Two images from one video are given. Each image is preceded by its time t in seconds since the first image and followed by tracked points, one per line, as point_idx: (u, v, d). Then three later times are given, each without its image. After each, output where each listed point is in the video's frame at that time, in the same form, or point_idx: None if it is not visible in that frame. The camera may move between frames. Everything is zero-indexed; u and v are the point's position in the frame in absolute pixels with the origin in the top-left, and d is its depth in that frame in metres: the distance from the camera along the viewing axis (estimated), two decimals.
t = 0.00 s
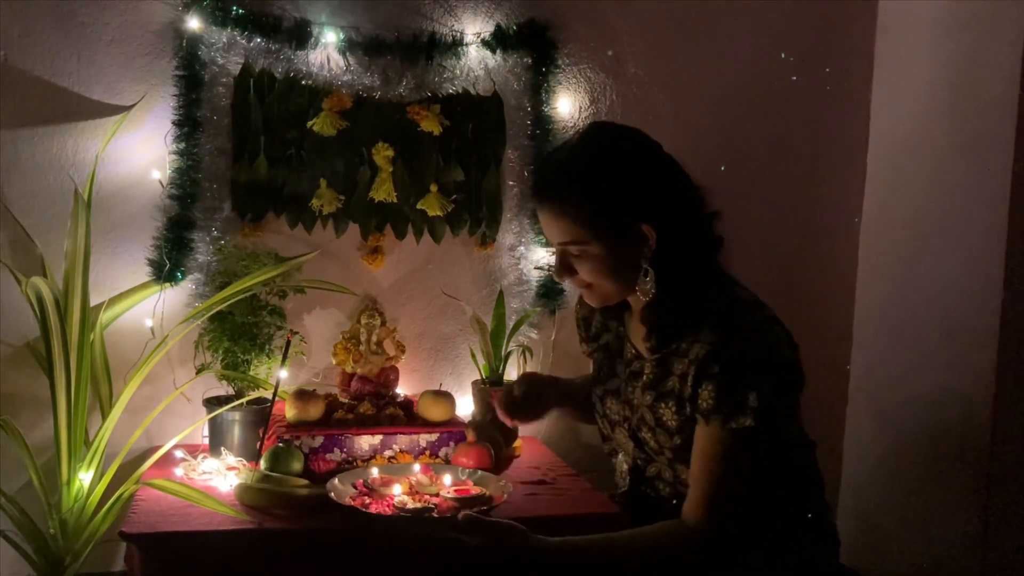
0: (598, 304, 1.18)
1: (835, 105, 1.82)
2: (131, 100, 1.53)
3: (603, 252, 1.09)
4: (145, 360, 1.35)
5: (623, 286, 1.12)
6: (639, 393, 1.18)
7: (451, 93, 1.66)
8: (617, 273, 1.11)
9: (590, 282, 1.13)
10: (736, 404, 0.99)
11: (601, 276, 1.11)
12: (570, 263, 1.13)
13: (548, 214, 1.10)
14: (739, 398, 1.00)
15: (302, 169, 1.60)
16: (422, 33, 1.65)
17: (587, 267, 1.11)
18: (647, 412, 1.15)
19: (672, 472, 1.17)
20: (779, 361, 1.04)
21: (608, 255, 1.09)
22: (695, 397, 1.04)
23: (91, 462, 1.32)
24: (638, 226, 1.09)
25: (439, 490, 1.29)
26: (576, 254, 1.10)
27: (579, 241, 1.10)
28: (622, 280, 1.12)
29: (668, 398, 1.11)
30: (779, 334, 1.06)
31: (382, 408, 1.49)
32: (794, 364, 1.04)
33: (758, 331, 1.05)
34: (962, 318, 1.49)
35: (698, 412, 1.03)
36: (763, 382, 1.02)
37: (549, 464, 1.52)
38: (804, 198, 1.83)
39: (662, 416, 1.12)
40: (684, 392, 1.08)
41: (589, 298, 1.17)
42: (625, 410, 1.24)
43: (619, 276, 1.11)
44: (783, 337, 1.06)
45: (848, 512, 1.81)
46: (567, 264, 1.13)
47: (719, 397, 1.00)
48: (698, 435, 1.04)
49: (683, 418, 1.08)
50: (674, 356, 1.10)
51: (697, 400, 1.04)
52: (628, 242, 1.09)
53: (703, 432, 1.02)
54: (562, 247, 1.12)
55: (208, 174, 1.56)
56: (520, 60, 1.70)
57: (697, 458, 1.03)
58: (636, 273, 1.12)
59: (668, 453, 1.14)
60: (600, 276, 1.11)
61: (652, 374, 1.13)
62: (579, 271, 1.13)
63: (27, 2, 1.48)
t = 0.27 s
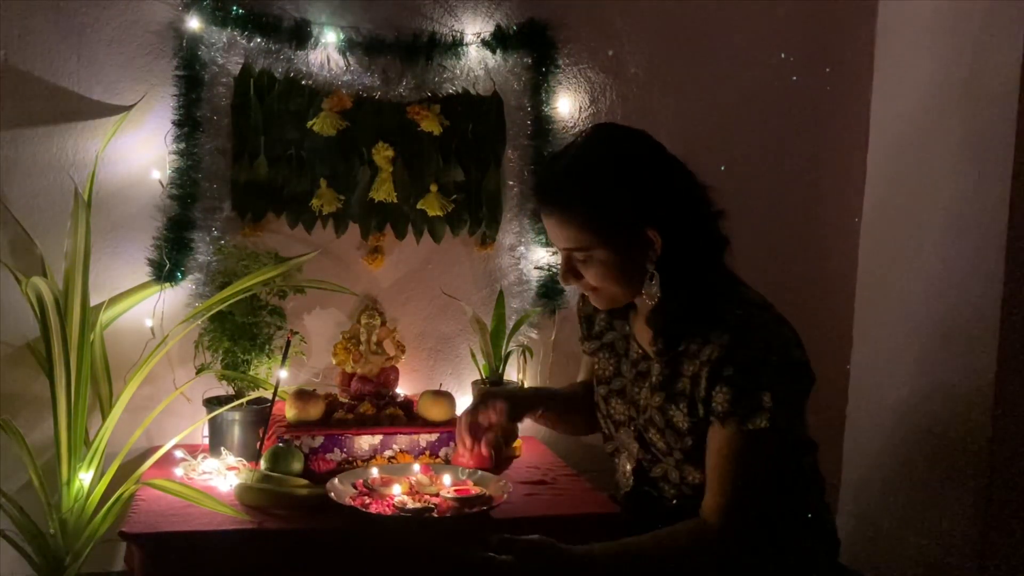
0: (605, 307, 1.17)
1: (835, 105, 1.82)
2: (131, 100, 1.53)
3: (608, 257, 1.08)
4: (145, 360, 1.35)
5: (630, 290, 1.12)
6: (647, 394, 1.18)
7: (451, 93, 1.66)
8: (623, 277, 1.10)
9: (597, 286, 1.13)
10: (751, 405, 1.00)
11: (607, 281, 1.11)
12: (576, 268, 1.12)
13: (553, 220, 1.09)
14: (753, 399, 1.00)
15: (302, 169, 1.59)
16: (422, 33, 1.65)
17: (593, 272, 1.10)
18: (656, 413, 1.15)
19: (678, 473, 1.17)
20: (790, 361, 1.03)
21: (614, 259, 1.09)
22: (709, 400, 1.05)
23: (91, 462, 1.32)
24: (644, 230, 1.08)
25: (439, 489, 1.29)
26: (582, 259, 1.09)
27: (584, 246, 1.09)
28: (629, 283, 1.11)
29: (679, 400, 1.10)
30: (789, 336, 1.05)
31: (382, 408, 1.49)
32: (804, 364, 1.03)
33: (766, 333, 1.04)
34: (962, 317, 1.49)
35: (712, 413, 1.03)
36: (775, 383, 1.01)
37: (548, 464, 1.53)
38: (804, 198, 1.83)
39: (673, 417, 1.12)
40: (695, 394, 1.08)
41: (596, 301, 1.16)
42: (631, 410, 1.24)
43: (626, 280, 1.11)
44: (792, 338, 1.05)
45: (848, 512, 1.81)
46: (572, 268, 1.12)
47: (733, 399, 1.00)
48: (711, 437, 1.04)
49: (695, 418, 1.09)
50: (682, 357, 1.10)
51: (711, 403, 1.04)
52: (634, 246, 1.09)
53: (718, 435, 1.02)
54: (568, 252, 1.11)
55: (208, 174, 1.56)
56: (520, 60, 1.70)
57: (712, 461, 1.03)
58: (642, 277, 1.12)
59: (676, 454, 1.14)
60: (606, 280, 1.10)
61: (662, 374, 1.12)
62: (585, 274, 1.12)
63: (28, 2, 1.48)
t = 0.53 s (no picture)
0: (608, 309, 1.17)
1: (835, 105, 1.82)
2: (131, 100, 1.53)
3: (611, 260, 1.08)
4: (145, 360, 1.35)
5: (633, 292, 1.12)
6: (651, 397, 1.18)
7: (451, 93, 1.66)
8: (626, 281, 1.10)
9: (600, 289, 1.12)
10: (757, 408, 1.00)
11: (610, 284, 1.11)
12: (579, 272, 1.12)
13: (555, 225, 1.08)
14: (759, 401, 1.00)
15: (303, 169, 1.59)
16: (422, 33, 1.65)
17: (596, 276, 1.10)
18: (660, 416, 1.16)
19: (682, 474, 1.16)
20: (796, 365, 1.02)
21: (618, 262, 1.08)
22: (713, 402, 1.05)
23: (91, 462, 1.32)
24: (647, 234, 1.08)
25: (439, 489, 1.29)
26: (585, 263, 1.09)
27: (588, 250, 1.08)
28: (632, 286, 1.11)
29: (685, 403, 1.11)
30: (794, 338, 1.04)
31: (382, 408, 1.49)
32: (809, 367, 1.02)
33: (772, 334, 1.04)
34: (962, 318, 1.49)
35: (717, 416, 1.04)
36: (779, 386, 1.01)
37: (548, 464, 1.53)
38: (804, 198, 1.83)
39: (678, 419, 1.13)
40: (700, 396, 1.08)
41: (599, 303, 1.16)
42: (633, 411, 1.24)
43: (629, 283, 1.11)
44: (796, 341, 1.04)
45: (848, 512, 1.82)
46: (576, 271, 1.12)
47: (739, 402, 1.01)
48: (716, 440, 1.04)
49: (701, 421, 1.09)
50: (688, 360, 1.11)
51: (716, 406, 1.04)
52: (637, 250, 1.08)
53: (723, 439, 1.03)
54: (571, 256, 1.10)
55: (208, 174, 1.56)
56: (520, 60, 1.70)
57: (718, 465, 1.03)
58: (645, 280, 1.12)
59: (681, 456, 1.15)
60: (609, 283, 1.10)
61: (667, 377, 1.14)
62: (588, 278, 1.12)
63: (28, 2, 1.48)
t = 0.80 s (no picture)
0: (609, 310, 1.17)
1: (835, 105, 1.82)
2: (131, 100, 1.53)
3: (613, 262, 1.07)
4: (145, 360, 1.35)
5: (634, 294, 1.11)
6: (653, 398, 1.18)
7: (451, 93, 1.66)
8: (628, 283, 1.09)
9: (601, 290, 1.12)
10: (760, 409, 1.00)
11: (612, 286, 1.10)
12: (580, 273, 1.11)
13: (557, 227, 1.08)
14: (762, 402, 1.00)
15: (303, 169, 1.59)
16: (422, 33, 1.65)
17: (598, 278, 1.10)
18: (661, 417, 1.16)
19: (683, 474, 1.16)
20: (799, 365, 1.02)
21: (620, 264, 1.08)
22: (715, 404, 1.05)
23: (91, 461, 1.32)
24: (649, 236, 1.07)
25: (439, 489, 1.29)
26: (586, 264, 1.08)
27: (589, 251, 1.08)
28: (634, 288, 1.11)
29: (687, 405, 1.12)
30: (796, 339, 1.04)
31: (382, 408, 1.49)
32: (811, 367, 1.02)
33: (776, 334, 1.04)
34: (962, 317, 1.49)
35: (719, 417, 1.04)
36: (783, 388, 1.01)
37: (548, 464, 1.53)
38: (804, 198, 1.83)
39: (680, 421, 1.13)
40: (703, 398, 1.09)
41: (600, 304, 1.15)
42: (634, 412, 1.24)
43: (630, 285, 1.10)
44: (799, 342, 1.05)
45: (849, 512, 1.81)
46: (577, 272, 1.11)
47: (742, 403, 1.01)
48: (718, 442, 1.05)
49: (703, 423, 1.09)
50: (690, 361, 1.11)
51: (719, 407, 1.04)
52: (639, 251, 1.08)
53: (724, 440, 1.03)
54: (573, 256, 1.10)
55: (208, 174, 1.57)
56: (520, 60, 1.70)
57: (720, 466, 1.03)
58: (646, 281, 1.11)
59: (683, 458, 1.15)
60: (611, 285, 1.10)
61: (668, 378, 1.14)
62: (590, 278, 1.11)
63: (28, 2, 1.48)
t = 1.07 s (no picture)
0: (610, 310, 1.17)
1: (835, 105, 1.82)
2: (131, 100, 1.53)
3: (614, 262, 1.07)
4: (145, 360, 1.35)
5: (635, 294, 1.11)
6: (654, 397, 1.17)
7: (451, 94, 1.66)
8: (629, 283, 1.09)
9: (601, 289, 1.12)
10: (762, 409, 1.00)
11: (612, 285, 1.10)
12: (581, 273, 1.11)
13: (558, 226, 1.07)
14: (764, 403, 1.00)
15: (303, 169, 1.59)
16: (422, 33, 1.65)
17: (599, 278, 1.09)
18: (663, 417, 1.15)
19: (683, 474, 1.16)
20: (801, 365, 1.04)
21: (621, 265, 1.08)
22: (717, 404, 1.04)
23: (91, 462, 1.32)
24: (651, 236, 1.07)
25: (439, 489, 1.29)
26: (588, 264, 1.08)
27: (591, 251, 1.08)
28: (634, 289, 1.10)
29: (688, 405, 1.11)
30: (798, 339, 1.06)
31: (382, 408, 1.49)
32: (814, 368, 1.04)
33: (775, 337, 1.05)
34: (962, 317, 1.49)
35: (721, 418, 1.03)
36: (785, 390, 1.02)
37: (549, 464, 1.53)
38: (804, 198, 1.83)
39: (681, 421, 1.13)
40: (704, 398, 1.08)
41: (600, 303, 1.15)
42: (635, 412, 1.23)
43: (631, 285, 1.10)
44: (801, 342, 1.06)
45: (849, 512, 1.82)
46: (578, 272, 1.11)
47: (743, 403, 1.01)
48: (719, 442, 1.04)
49: (705, 423, 1.09)
50: (692, 362, 1.11)
51: (720, 408, 1.04)
52: (640, 252, 1.08)
53: (725, 440, 1.02)
54: (574, 256, 1.10)
55: (208, 174, 1.57)
56: (520, 60, 1.70)
57: (721, 465, 1.03)
58: (648, 281, 1.11)
59: (684, 458, 1.14)
60: (612, 285, 1.10)
61: (670, 379, 1.13)
62: (591, 278, 1.11)
63: (28, 2, 1.48)
